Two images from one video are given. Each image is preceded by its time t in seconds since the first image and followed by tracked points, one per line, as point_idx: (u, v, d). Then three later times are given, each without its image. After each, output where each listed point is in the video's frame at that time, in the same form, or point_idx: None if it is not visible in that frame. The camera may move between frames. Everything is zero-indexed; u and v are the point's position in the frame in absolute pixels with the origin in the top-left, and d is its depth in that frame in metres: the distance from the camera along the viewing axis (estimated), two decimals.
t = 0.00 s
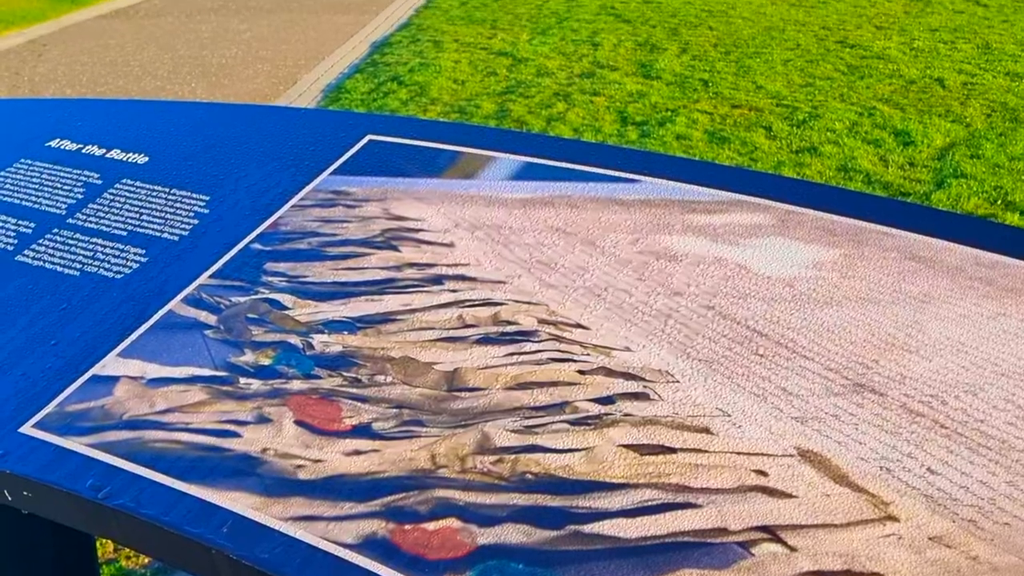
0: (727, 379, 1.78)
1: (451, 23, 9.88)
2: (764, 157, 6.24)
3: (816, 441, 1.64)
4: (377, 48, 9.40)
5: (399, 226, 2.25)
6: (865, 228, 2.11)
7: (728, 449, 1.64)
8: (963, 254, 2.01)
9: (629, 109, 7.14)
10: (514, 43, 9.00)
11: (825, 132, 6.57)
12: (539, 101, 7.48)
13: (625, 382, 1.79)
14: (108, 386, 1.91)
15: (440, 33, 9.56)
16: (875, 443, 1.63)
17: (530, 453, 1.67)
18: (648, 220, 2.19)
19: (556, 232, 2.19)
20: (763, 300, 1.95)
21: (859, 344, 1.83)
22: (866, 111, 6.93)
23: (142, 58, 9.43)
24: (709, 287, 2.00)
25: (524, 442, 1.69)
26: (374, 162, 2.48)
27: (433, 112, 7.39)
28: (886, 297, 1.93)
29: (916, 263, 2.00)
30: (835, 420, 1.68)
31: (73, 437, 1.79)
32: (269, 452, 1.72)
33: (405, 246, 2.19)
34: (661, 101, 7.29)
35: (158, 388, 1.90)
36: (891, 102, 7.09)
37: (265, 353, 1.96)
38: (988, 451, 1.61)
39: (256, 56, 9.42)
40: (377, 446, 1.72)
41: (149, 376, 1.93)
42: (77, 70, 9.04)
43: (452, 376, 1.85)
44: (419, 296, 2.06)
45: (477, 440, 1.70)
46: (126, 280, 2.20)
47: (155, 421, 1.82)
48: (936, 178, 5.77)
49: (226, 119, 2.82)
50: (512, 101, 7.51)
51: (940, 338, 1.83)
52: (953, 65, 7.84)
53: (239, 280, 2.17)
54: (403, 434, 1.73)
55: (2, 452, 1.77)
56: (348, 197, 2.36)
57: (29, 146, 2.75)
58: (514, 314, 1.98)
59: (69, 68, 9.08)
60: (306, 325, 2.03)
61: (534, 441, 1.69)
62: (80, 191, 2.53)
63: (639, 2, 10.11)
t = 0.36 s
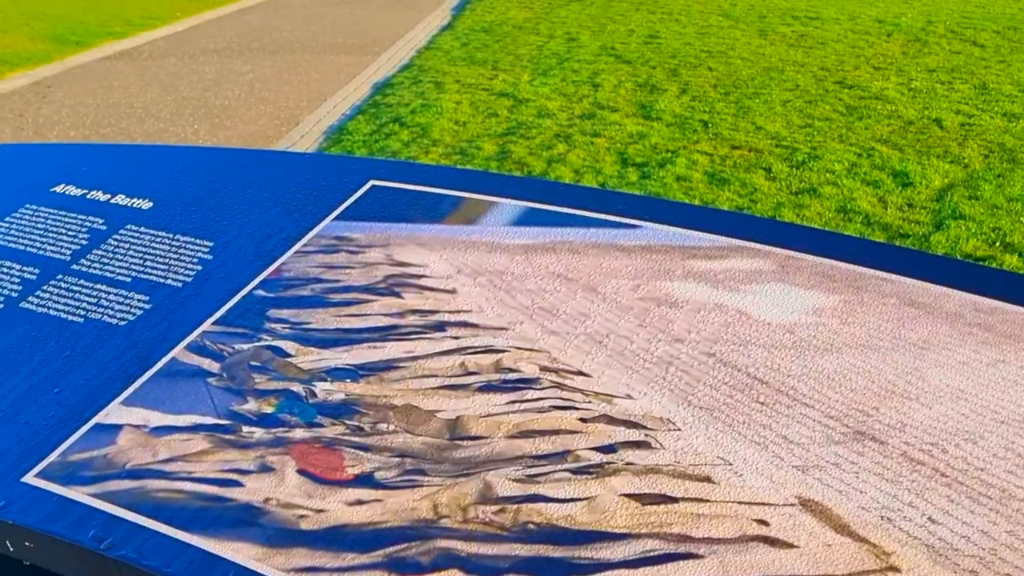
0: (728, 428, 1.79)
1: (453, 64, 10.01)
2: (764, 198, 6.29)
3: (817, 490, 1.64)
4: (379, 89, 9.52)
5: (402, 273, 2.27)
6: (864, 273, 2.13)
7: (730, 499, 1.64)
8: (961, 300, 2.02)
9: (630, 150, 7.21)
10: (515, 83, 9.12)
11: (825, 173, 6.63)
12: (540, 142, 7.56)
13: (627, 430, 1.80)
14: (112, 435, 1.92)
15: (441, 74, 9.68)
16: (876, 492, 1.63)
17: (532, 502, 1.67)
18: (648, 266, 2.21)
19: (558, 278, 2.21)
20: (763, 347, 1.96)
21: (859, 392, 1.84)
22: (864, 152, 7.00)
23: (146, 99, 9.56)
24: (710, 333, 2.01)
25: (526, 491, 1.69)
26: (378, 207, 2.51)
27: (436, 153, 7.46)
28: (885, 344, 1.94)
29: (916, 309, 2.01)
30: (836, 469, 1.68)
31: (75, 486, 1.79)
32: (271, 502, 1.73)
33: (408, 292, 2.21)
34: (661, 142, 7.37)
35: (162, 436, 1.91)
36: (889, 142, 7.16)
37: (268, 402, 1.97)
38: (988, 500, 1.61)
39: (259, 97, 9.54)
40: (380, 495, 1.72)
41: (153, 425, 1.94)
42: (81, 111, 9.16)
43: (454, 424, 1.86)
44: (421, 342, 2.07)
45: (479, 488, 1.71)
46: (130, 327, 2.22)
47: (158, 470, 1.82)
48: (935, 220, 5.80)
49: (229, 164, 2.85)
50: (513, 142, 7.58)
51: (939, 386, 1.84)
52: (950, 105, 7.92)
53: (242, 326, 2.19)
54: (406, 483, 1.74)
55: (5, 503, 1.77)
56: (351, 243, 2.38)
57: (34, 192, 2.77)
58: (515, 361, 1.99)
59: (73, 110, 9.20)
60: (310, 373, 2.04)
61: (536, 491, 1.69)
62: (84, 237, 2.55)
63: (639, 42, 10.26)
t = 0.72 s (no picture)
0: (730, 493, 1.79)
1: (455, 118, 10.15)
2: (764, 251, 6.32)
3: (820, 557, 1.64)
4: (382, 141, 9.65)
5: (404, 336, 2.28)
6: (865, 337, 2.13)
7: (731, 565, 1.64)
8: (959, 364, 2.03)
9: (630, 203, 7.28)
10: (517, 137, 9.25)
11: (825, 226, 6.68)
12: (542, 195, 7.64)
13: (629, 495, 1.80)
14: (112, 499, 1.92)
15: (443, 127, 9.81)
16: (879, 558, 1.62)
17: (534, 569, 1.66)
18: (649, 329, 2.23)
19: (560, 340, 2.22)
20: (764, 411, 1.97)
21: (860, 457, 1.84)
22: (863, 205, 7.06)
23: (150, 152, 9.68)
24: (711, 397, 2.02)
25: (528, 557, 1.69)
26: (381, 270, 2.52)
27: (437, 205, 7.53)
28: (886, 408, 1.95)
29: (914, 373, 2.03)
30: (839, 534, 1.68)
31: (74, 551, 1.79)
32: (272, 568, 1.72)
33: (410, 355, 2.23)
34: (661, 195, 7.44)
35: (163, 500, 1.91)
36: (888, 195, 7.23)
37: (270, 465, 1.97)
38: (993, 568, 1.59)
39: (262, 150, 9.65)
40: (381, 561, 1.72)
41: (154, 487, 1.93)
42: (86, 164, 9.27)
43: (457, 488, 1.86)
44: (424, 406, 2.08)
45: (481, 555, 1.70)
46: (132, 389, 2.23)
47: (159, 535, 1.82)
48: (935, 273, 5.83)
49: (233, 225, 2.89)
50: (515, 195, 7.66)
51: (941, 451, 1.84)
52: (948, 159, 8.01)
53: (244, 390, 2.19)
54: (407, 549, 1.73)
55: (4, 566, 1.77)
56: (354, 305, 2.40)
57: (39, 253, 2.80)
58: (517, 425, 2.00)
59: (77, 162, 9.32)
60: (312, 437, 2.04)
61: (538, 556, 1.69)
62: (87, 298, 2.57)
63: (639, 96, 10.41)
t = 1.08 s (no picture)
0: None
1: (458, 180, 10.27)
2: (767, 312, 6.34)
3: None
4: (386, 203, 9.73)
5: (405, 413, 2.28)
6: (867, 419, 2.13)
7: None
8: (964, 448, 2.02)
9: (633, 265, 7.31)
10: (520, 199, 9.33)
11: (827, 288, 6.71)
12: (544, 256, 7.68)
13: None
14: None
15: (446, 189, 9.92)
16: None
17: None
18: (651, 409, 2.23)
19: (562, 420, 2.22)
20: (767, 493, 1.96)
21: (864, 541, 1.83)
22: (866, 268, 7.10)
23: (152, 211, 9.77)
24: (714, 479, 2.01)
25: None
26: (382, 347, 2.52)
27: (440, 266, 7.57)
28: (889, 491, 1.94)
29: (918, 456, 2.02)
30: None
31: None
32: None
33: (412, 433, 2.23)
34: (664, 257, 7.48)
35: None
36: (890, 259, 7.27)
37: (270, 543, 1.97)
38: None
39: (265, 210, 9.73)
40: None
41: (152, 566, 1.94)
42: (88, 222, 9.35)
43: (457, 567, 1.87)
44: (425, 484, 2.08)
45: None
46: (130, 464, 2.22)
47: None
48: (938, 335, 5.84)
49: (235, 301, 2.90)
50: (518, 257, 7.71)
51: (945, 535, 1.84)
52: (949, 224, 8.08)
53: (244, 465, 2.18)
54: None
55: None
56: (355, 382, 2.41)
57: (40, 326, 2.81)
58: (519, 504, 1.99)
59: (79, 220, 9.41)
60: (312, 514, 2.04)
61: None
62: (87, 372, 2.58)
63: (641, 160, 10.55)
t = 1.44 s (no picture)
0: None
1: (459, 243, 10.36)
2: (768, 377, 6.34)
3: None
4: (388, 264, 9.81)
5: (405, 493, 2.29)
6: (867, 504, 2.13)
7: None
8: (964, 536, 2.02)
9: (634, 330, 7.34)
10: (521, 263, 9.41)
11: (829, 353, 6.72)
12: (545, 320, 7.72)
13: None
14: None
15: (447, 252, 10.00)
16: None
17: None
18: (652, 492, 2.23)
19: (562, 502, 2.23)
20: None
21: None
22: (867, 333, 7.12)
23: (154, 271, 9.83)
24: (714, 564, 2.02)
25: None
26: (383, 427, 2.53)
27: (440, 328, 7.60)
28: None
29: (919, 544, 2.02)
30: None
31: None
32: None
33: (412, 513, 2.24)
34: (665, 321, 7.51)
35: None
36: (892, 324, 7.30)
37: None
38: None
39: (267, 271, 9.80)
40: None
41: None
42: (90, 282, 9.41)
43: None
44: (425, 566, 2.09)
45: None
46: (130, 541, 2.22)
47: None
48: (941, 401, 5.83)
49: (237, 377, 2.92)
50: (520, 320, 7.74)
51: None
52: (951, 289, 8.12)
53: (245, 544, 2.18)
54: None
55: None
56: (355, 461, 2.42)
57: (43, 400, 2.83)
58: None
59: (81, 280, 9.48)
60: None
61: None
62: (88, 448, 2.58)
63: (642, 224, 10.65)
